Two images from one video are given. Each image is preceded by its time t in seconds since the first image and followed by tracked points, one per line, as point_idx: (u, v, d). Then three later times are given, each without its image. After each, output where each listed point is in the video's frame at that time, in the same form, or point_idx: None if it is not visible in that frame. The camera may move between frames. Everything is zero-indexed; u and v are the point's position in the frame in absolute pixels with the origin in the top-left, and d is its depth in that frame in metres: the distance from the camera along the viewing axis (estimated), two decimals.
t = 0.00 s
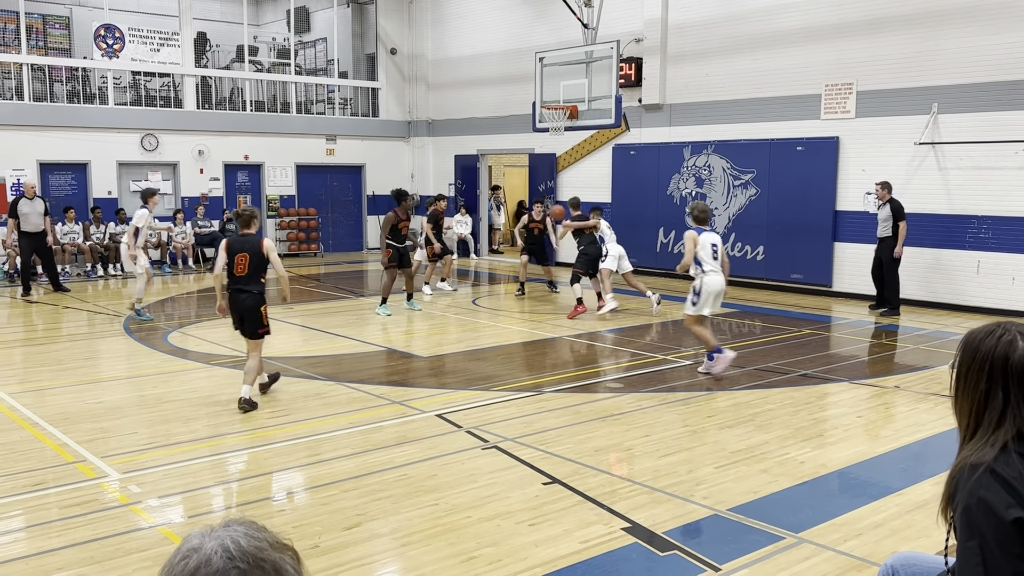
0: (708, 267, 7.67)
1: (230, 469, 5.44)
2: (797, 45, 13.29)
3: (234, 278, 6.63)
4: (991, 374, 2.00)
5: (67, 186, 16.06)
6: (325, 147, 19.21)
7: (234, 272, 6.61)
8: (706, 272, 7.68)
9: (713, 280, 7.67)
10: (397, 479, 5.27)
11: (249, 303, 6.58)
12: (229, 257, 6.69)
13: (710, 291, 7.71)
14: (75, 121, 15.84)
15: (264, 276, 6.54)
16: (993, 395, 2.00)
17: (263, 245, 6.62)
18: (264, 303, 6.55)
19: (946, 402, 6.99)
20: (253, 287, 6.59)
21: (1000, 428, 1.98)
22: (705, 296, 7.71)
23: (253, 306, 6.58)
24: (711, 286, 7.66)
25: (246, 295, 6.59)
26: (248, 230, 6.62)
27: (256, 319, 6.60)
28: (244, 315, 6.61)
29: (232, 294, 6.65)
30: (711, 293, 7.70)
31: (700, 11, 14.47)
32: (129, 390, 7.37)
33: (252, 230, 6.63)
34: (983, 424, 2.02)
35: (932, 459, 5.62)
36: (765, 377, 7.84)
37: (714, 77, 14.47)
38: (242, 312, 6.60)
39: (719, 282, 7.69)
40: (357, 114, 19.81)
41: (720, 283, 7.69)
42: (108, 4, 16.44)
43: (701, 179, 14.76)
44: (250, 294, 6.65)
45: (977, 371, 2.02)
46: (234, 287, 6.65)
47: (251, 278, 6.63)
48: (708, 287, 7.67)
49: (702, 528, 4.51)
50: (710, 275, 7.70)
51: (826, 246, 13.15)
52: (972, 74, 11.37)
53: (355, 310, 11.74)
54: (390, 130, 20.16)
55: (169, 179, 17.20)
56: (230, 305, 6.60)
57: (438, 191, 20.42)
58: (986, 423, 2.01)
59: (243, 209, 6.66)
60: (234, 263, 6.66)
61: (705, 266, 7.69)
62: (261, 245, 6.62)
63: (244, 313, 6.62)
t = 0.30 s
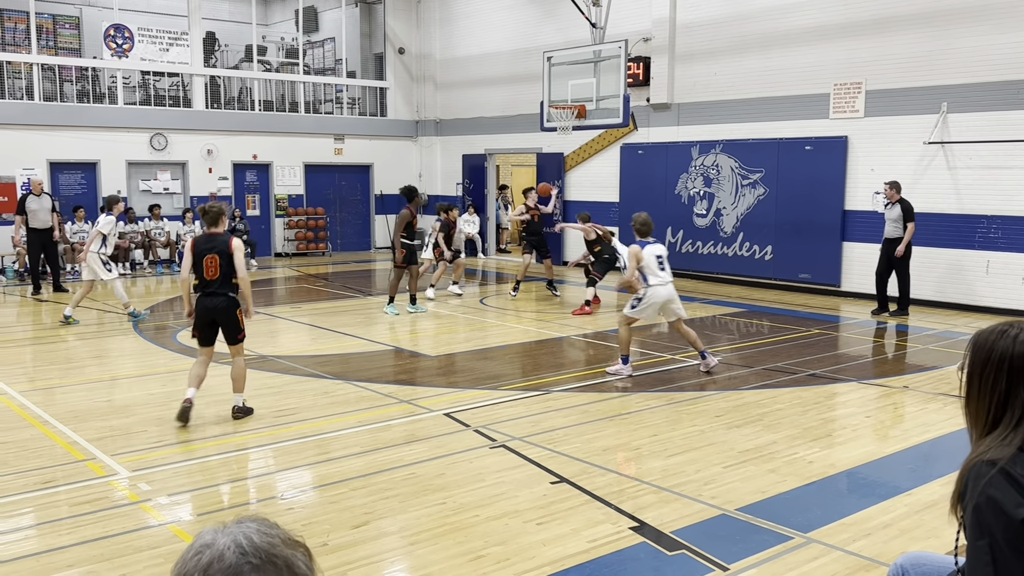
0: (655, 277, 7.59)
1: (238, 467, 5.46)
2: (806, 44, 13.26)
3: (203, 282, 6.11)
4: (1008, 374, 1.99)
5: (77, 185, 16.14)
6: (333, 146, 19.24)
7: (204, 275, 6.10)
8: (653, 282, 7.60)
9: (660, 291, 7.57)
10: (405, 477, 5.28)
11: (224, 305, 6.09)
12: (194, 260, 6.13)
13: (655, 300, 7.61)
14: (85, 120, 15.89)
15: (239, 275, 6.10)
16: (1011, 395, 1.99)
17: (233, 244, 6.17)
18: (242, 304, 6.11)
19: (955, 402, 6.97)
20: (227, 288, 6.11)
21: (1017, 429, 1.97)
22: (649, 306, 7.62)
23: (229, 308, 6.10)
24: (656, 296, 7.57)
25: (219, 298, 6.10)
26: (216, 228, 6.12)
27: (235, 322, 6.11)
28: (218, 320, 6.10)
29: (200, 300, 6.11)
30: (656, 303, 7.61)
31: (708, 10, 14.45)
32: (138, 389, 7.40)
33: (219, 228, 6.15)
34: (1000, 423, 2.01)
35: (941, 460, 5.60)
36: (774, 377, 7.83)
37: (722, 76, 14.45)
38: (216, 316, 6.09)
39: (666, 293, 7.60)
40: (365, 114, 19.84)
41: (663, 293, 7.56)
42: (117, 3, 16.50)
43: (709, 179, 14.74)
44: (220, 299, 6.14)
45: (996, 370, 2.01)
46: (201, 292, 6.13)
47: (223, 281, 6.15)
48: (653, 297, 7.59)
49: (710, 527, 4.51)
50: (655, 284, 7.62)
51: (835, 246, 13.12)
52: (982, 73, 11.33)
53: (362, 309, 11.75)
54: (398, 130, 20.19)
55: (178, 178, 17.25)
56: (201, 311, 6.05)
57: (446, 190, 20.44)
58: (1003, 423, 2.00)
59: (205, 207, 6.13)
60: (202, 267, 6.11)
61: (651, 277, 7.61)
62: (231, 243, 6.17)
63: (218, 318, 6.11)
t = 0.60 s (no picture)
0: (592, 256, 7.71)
1: (247, 466, 5.47)
2: (814, 43, 13.23)
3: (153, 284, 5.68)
4: None
5: (86, 185, 16.20)
6: (341, 146, 19.28)
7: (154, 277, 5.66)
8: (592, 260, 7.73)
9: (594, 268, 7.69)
10: (413, 477, 5.28)
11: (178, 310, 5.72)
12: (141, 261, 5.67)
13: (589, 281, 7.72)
14: (95, 121, 15.95)
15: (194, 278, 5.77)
16: None
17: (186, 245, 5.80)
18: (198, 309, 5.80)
19: (965, 403, 6.94)
20: (180, 291, 5.74)
21: None
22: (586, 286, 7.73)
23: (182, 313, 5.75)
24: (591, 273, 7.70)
25: (172, 301, 5.72)
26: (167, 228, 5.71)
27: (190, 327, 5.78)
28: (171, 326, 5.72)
29: (148, 304, 5.67)
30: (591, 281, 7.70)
31: (717, 9, 14.44)
32: (147, 388, 7.43)
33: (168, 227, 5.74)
34: (1016, 423, 1.99)
35: (951, 460, 5.58)
36: (782, 377, 7.81)
37: (730, 76, 14.42)
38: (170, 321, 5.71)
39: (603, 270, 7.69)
40: (373, 114, 19.87)
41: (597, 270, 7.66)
42: (127, 4, 16.57)
43: (717, 178, 14.72)
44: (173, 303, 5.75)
45: (1011, 368, 2.00)
46: (149, 295, 5.68)
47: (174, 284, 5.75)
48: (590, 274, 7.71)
49: (718, 527, 4.50)
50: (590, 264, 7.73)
51: (844, 246, 13.08)
52: (991, 72, 11.29)
53: (370, 309, 11.77)
54: (406, 130, 20.21)
55: (186, 178, 17.31)
56: (156, 316, 5.63)
57: (453, 190, 20.46)
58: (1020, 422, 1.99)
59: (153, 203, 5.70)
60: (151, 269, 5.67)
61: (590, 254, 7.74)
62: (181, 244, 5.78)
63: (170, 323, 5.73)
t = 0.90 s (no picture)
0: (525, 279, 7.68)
1: (256, 465, 5.49)
2: (823, 42, 13.19)
3: (109, 309, 5.06)
4: None
5: (97, 185, 16.28)
6: (350, 146, 19.31)
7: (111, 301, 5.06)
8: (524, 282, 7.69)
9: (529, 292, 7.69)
10: (422, 476, 5.29)
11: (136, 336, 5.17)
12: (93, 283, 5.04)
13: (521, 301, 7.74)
14: (105, 121, 16.03)
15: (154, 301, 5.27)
16: None
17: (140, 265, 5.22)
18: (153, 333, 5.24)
19: (975, 403, 6.90)
20: (137, 316, 5.18)
21: None
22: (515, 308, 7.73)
23: (139, 340, 5.17)
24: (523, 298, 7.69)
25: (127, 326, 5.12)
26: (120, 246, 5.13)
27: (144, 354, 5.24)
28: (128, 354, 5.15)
29: (103, 329, 5.04)
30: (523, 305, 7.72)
31: (726, 8, 14.41)
32: (156, 387, 7.46)
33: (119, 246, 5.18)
34: None
35: (961, 461, 5.54)
36: (791, 377, 7.78)
37: (739, 75, 14.40)
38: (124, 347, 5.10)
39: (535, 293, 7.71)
40: (382, 114, 19.89)
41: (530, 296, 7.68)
42: (136, 5, 16.65)
43: (726, 178, 14.68)
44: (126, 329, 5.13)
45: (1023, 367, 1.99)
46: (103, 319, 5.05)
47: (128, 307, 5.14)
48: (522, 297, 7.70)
49: (727, 527, 4.48)
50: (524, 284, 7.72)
51: (853, 245, 13.04)
52: (1002, 71, 11.24)
53: (378, 309, 11.79)
54: (415, 129, 20.24)
55: (196, 178, 17.37)
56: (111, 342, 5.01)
57: (461, 189, 20.47)
58: None
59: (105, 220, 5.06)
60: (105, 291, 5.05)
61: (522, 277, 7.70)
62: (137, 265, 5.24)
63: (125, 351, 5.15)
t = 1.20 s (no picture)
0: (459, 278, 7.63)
1: (267, 464, 5.51)
2: (834, 41, 13.14)
3: (59, 316, 4.79)
4: None
5: (108, 186, 16.35)
6: (360, 146, 19.34)
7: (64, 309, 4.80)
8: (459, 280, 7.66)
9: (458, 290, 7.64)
10: (432, 475, 5.30)
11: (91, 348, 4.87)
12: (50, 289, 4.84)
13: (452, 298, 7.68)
14: (117, 121, 16.11)
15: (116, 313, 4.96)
16: None
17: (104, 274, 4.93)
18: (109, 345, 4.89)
19: (988, 403, 6.87)
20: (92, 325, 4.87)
21: None
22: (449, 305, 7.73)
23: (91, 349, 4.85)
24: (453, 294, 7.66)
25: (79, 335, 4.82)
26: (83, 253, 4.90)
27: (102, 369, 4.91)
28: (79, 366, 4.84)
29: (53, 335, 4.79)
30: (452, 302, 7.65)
31: (735, 7, 14.38)
32: (167, 387, 7.49)
33: (87, 256, 4.95)
34: None
35: (973, 461, 5.52)
36: (802, 377, 7.76)
37: (749, 73, 14.36)
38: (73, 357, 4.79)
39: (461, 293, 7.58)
40: (391, 114, 19.91)
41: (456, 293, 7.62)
42: (147, 6, 16.74)
43: (736, 177, 14.65)
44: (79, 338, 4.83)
45: None
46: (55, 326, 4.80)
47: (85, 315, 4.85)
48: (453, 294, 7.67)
49: (738, 527, 4.48)
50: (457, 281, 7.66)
51: (864, 244, 12.99)
52: (1014, 69, 11.18)
53: (388, 309, 11.81)
54: (424, 129, 20.26)
55: (207, 178, 17.44)
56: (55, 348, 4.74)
57: (471, 189, 20.48)
58: None
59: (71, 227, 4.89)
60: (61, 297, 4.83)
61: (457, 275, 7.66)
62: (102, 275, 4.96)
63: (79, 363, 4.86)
